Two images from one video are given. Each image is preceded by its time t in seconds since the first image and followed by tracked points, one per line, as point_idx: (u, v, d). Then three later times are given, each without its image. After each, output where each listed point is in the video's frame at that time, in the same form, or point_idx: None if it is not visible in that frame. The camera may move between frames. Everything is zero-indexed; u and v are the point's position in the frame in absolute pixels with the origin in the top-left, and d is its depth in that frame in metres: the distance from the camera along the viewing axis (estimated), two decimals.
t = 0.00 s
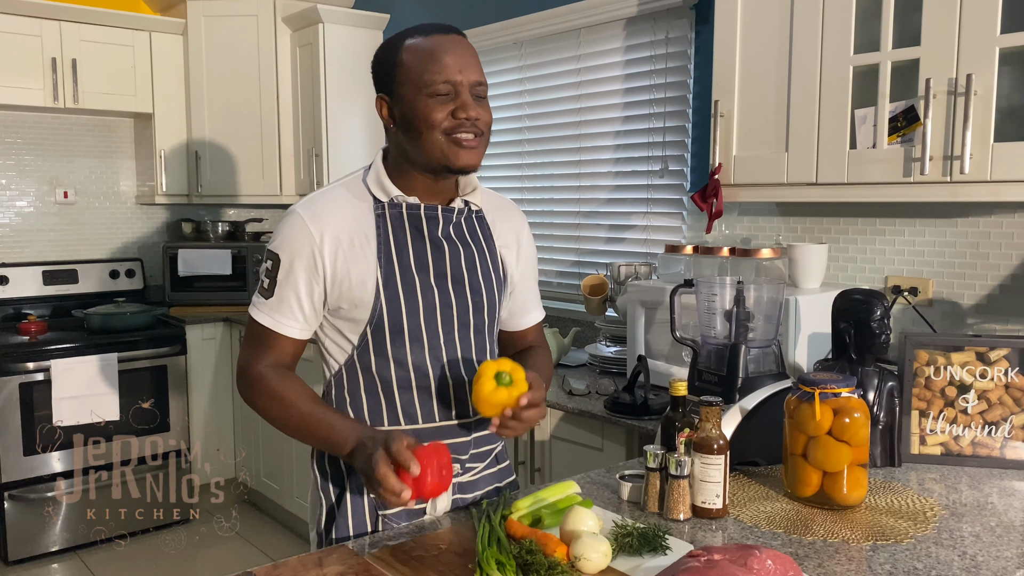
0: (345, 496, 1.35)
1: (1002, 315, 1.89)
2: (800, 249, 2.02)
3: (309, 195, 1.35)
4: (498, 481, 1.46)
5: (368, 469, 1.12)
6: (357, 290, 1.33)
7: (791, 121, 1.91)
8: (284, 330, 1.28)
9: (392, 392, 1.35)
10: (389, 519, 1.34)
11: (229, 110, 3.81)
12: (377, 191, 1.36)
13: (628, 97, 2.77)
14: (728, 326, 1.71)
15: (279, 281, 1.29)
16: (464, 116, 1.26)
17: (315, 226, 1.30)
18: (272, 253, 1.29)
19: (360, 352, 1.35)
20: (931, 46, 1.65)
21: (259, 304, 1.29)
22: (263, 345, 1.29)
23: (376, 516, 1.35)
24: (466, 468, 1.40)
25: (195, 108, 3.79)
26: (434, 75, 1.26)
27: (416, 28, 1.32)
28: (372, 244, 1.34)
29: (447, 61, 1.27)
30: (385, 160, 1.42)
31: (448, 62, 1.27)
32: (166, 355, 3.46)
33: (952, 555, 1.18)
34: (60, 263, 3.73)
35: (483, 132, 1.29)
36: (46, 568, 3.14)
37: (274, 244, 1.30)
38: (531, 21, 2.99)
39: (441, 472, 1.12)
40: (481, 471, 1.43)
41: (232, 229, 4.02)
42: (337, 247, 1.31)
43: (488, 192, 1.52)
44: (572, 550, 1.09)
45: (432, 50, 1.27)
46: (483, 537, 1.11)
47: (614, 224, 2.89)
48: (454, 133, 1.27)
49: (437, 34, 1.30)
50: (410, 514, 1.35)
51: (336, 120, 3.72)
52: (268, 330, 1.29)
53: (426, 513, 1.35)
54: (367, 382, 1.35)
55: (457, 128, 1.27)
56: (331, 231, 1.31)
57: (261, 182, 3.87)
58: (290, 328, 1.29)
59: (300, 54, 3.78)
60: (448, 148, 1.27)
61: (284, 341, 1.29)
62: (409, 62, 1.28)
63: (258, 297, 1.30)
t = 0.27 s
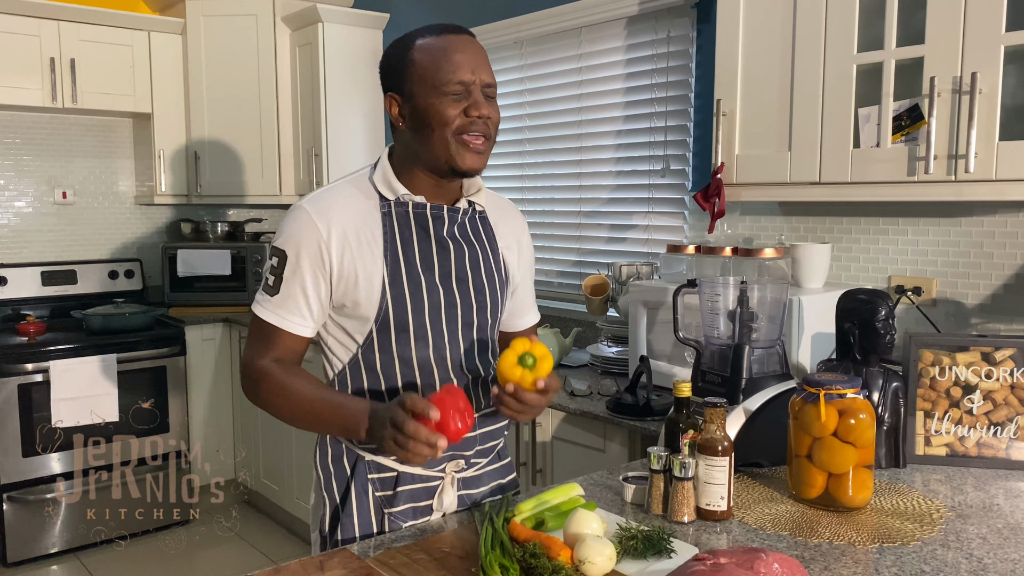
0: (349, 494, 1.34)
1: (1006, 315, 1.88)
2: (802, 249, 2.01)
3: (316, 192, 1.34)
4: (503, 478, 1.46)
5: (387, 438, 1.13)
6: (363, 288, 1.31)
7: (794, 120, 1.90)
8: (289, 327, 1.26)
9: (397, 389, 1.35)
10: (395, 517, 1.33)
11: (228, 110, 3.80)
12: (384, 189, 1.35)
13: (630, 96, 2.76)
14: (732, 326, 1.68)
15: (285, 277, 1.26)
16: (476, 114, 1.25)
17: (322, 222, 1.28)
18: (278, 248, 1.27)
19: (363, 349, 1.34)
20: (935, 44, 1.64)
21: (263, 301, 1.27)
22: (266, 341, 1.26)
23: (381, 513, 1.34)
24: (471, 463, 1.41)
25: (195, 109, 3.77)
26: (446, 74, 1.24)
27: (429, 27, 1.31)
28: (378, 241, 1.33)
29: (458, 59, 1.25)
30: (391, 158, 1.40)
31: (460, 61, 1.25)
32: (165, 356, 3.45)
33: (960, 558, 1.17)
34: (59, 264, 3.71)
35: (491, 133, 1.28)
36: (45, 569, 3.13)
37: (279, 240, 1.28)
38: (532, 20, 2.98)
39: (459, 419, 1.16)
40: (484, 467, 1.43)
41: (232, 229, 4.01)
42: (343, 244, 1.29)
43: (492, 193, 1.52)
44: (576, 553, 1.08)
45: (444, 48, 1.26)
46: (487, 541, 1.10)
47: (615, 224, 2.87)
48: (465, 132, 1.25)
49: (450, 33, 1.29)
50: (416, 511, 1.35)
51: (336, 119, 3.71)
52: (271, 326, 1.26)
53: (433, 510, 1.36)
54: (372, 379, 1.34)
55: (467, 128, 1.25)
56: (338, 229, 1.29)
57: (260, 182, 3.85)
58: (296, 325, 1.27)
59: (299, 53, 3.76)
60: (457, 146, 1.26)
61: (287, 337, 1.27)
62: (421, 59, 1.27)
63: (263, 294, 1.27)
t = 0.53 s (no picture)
0: (352, 501, 1.32)
1: (1010, 315, 1.86)
2: (804, 248, 1.99)
3: (322, 189, 1.32)
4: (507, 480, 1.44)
5: (394, 468, 1.12)
6: (370, 284, 1.29)
7: (796, 119, 1.88)
8: (297, 325, 1.24)
9: (401, 387, 1.32)
10: (398, 520, 1.32)
11: (225, 110, 3.77)
12: (389, 185, 1.34)
13: (630, 95, 2.74)
14: (734, 327, 1.67)
15: (292, 275, 1.25)
16: (423, 120, 1.26)
17: (327, 218, 1.27)
18: (284, 245, 1.25)
19: (370, 347, 1.32)
20: (939, 41, 1.63)
21: (270, 300, 1.25)
22: (274, 340, 1.25)
23: (384, 517, 1.32)
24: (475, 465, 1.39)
25: (191, 109, 3.74)
26: (391, 83, 1.26)
27: (390, 28, 1.30)
28: (384, 237, 1.31)
29: (405, 63, 1.25)
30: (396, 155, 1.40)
31: (409, 66, 1.25)
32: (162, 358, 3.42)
33: (968, 562, 1.15)
34: (55, 265, 3.69)
35: (450, 129, 1.29)
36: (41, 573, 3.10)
37: (285, 237, 1.26)
38: (530, 19, 2.96)
39: (467, 452, 1.13)
40: (489, 469, 1.41)
41: (229, 230, 3.98)
42: (350, 239, 1.28)
43: (498, 194, 1.50)
44: (578, 559, 1.06)
45: (392, 54, 1.26)
46: (488, 548, 1.08)
47: (615, 224, 2.86)
48: (419, 136, 1.27)
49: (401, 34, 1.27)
50: (419, 515, 1.34)
51: (333, 118, 3.68)
52: (278, 325, 1.24)
53: (437, 512, 1.35)
54: (377, 377, 1.32)
55: (420, 134, 1.27)
56: (345, 224, 1.28)
57: (257, 182, 3.83)
58: (303, 322, 1.25)
59: (297, 53, 3.74)
60: (416, 151, 1.29)
61: (293, 334, 1.25)
62: (376, 66, 1.29)
63: (269, 292, 1.26)
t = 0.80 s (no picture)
0: (355, 498, 1.30)
1: (1017, 315, 1.83)
2: (808, 248, 1.97)
3: (322, 193, 1.31)
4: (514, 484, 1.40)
5: (385, 464, 1.10)
6: (370, 286, 1.27)
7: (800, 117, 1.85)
8: (301, 330, 1.23)
9: (402, 388, 1.29)
10: (400, 523, 1.28)
11: (221, 111, 3.74)
12: (388, 187, 1.32)
13: (629, 94, 2.71)
14: (739, 329, 1.65)
15: (293, 280, 1.23)
16: (424, 112, 1.22)
17: (326, 221, 1.25)
18: (285, 250, 1.24)
19: (371, 350, 1.29)
20: (945, 38, 1.60)
21: (274, 305, 1.24)
22: (278, 345, 1.24)
23: (387, 520, 1.29)
24: (480, 470, 1.34)
25: (187, 109, 3.71)
26: (395, 74, 1.23)
27: (398, 23, 1.28)
28: (384, 238, 1.29)
29: (411, 55, 1.23)
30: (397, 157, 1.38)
31: (414, 57, 1.23)
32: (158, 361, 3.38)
33: (982, 569, 1.12)
34: (49, 267, 3.65)
35: (454, 123, 1.25)
36: None
37: (286, 242, 1.25)
38: (528, 18, 2.93)
39: (459, 446, 1.10)
40: (495, 474, 1.36)
41: (225, 231, 3.94)
42: (349, 241, 1.26)
43: (503, 192, 1.46)
44: (582, 567, 1.03)
45: (399, 46, 1.24)
46: (490, 555, 1.06)
47: (615, 224, 2.83)
48: (420, 129, 1.24)
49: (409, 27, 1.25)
50: (423, 519, 1.29)
51: (330, 119, 3.65)
52: (282, 331, 1.23)
53: (440, 517, 1.30)
54: (378, 379, 1.29)
55: (421, 126, 1.23)
56: (344, 226, 1.26)
57: (254, 183, 3.80)
58: (305, 326, 1.23)
59: (293, 52, 3.71)
60: (417, 144, 1.25)
61: (298, 339, 1.23)
62: (382, 59, 1.26)
63: (273, 298, 1.25)
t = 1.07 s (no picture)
0: (360, 507, 1.25)
1: None
2: (813, 250, 1.93)
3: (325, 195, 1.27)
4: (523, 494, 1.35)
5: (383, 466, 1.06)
6: (373, 292, 1.23)
7: (805, 118, 1.82)
8: (305, 335, 1.20)
9: (407, 397, 1.26)
10: (406, 533, 1.24)
11: (216, 114, 3.70)
12: (392, 190, 1.28)
13: (629, 95, 2.68)
14: (746, 335, 1.62)
15: (295, 285, 1.20)
16: (451, 104, 1.18)
17: (328, 224, 1.21)
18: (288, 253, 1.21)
19: (374, 357, 1.25)
20: (954, 36, 1.57)
21: (278, 310, 1.21)
22: (282, 351, 1.21)
23: (392, 530, 1.25)
24: (487, 479, 1.30)
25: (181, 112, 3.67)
26: (418, 66, 1.19)
27: (414, 19, 1.25)
28: (387, 243, 1.25)
29: (434, 50, 1.19)
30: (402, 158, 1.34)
31: (438, 51, 1.19)
32: (152, 367, 3.33)
33: None
34: (42, 272, 3.60)
35: (476, 120, 1.21)
36: None
37: (289, 245, 1.21)
38: (527, 19, 2.90)
39: (460, 451, 1.06)
40: (503, 483, 1.32)
41: (220, 235, 3.90)
42: (351, 246, 1.22)
43: (510, 192, 1.42)
44: None
45: (421, 40, 1.20)
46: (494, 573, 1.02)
47: (616, 227, 2.79)
48: (443, 123, 1.19)
49: (428, 23, 1.22)
50: (429, 530, 1.25)
51: (326, 121, 3.62)
52: (286, 336, 1.20)
53: (447, 527, 1.25)
54: (382, 387, 1.25)
55: (445, 119, 1.19)
56: (346, 230, 1.22)
57: (249, 186, 3.76)
58: (308, 332, 1.20)
59: (288, 54, 3.67)
60: (437, 139, 1.20)
61: (301, 345, 1.20)
62: (400, 53, 1.22)
63: (276, 302, 1.22)
